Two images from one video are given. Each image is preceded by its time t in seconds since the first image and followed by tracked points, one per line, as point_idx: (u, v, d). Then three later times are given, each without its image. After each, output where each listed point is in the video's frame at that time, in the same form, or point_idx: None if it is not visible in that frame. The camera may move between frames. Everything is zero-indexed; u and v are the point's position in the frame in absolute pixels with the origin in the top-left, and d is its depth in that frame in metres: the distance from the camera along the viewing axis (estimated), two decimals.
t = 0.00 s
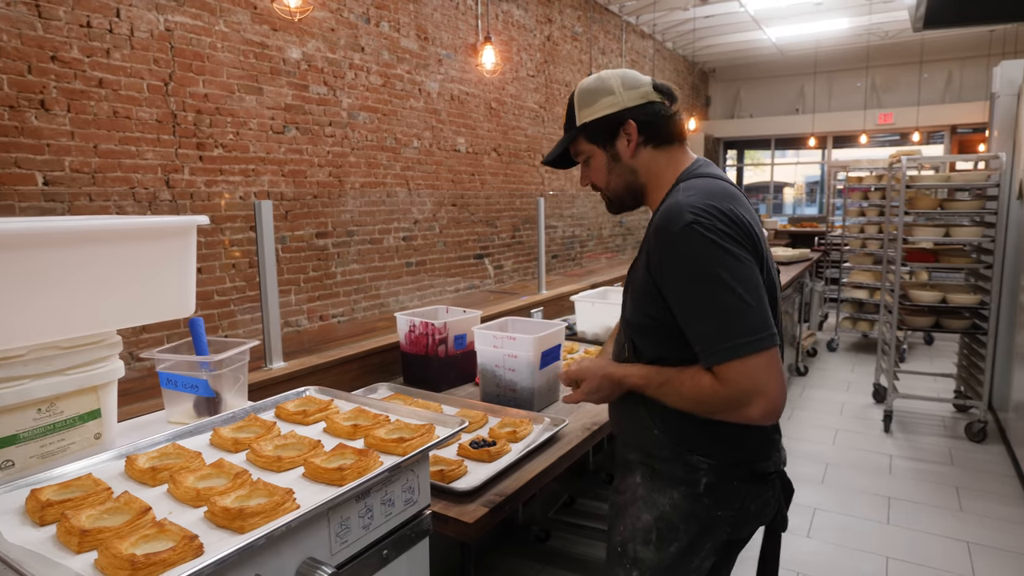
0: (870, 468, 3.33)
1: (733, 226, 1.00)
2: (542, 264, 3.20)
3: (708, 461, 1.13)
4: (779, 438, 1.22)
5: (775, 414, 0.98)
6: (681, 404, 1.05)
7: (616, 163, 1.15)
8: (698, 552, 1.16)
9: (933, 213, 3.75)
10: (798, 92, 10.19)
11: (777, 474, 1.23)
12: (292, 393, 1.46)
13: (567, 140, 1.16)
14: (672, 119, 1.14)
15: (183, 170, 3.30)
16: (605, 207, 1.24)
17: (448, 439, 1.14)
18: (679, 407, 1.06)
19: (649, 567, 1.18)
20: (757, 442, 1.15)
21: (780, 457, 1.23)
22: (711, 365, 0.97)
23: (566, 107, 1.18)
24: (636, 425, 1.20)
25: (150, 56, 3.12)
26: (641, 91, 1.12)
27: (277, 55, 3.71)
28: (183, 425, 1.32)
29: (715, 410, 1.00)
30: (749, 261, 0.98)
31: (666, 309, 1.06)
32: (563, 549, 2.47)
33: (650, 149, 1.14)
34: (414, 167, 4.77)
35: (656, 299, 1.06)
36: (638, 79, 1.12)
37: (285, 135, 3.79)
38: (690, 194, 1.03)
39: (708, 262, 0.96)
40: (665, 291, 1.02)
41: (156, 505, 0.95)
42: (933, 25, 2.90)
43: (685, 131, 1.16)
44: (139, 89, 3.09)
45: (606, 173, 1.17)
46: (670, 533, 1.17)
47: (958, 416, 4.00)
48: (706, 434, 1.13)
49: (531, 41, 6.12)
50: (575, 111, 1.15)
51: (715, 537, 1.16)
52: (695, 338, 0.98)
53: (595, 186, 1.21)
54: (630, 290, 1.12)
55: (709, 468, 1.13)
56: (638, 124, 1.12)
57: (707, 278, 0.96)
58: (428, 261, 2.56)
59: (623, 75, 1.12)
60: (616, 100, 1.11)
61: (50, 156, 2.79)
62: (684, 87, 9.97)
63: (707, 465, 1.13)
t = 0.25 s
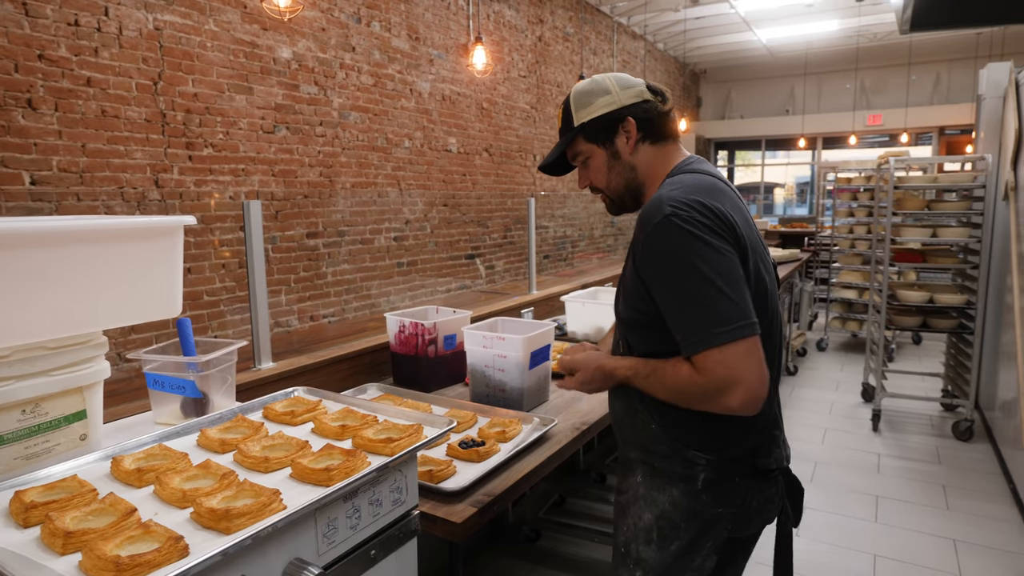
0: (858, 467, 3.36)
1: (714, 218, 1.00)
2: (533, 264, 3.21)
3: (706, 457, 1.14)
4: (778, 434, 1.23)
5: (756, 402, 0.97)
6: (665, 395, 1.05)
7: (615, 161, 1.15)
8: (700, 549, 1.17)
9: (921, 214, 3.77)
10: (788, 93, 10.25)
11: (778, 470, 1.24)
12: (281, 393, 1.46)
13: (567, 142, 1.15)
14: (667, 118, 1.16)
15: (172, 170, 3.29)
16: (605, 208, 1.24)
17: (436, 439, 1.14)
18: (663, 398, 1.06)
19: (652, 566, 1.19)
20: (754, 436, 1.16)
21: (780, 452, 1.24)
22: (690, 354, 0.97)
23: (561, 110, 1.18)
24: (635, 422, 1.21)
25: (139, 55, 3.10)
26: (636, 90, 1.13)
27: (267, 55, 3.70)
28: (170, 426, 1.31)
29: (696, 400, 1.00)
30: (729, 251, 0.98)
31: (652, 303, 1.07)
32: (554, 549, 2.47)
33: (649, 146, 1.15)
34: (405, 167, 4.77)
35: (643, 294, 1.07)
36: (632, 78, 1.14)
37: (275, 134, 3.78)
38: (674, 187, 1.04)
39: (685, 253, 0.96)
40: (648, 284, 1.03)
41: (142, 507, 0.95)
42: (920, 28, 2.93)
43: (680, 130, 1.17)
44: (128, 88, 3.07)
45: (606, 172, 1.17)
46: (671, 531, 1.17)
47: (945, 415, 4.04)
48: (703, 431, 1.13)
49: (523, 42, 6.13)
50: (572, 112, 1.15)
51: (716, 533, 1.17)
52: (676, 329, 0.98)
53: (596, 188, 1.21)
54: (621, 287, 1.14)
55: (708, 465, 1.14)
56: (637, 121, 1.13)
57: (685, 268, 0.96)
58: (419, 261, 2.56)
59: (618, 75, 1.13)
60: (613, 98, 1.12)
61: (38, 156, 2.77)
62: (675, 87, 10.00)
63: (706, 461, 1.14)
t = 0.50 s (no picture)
0: (846, 465, 3.39)
1: (697, 230, 1.00)
2: (523, 264, 3.21)
3: (700, 468, 1.14)
4: (770, 439, 1.24)
5: (731, 425, 0.99)
6: (643, 413, 1.06)
7: (586, 168, 1.15)
8: (702, 560, 1.17)
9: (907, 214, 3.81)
10: (777, 94, 10.31)
11: (774, 475, 1.24)
12: (270, 394, 1.46)
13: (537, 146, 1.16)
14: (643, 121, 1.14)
15: (161, 169, 3.27)
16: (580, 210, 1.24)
17: (425, 439, 1.14)
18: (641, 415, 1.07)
19: None
20: (746, 446, 1.16)
21: (775, 457, 1.24)
22: (669, 375, 0.98)
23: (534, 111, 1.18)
24: (626, 437, 1.21)
25: (127, 54, 3.08)
26: (608, 92, 1.11)
27: (257, 55, 3.68)
28: (158, 427, 1.31)
29: (673, 421, 1.02)
30: (711, 266, 0.98)
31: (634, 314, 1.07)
32: (544, 548, 2.48)
33: (621, 152, 1.14)
34: (396, 167, 4.76)
35: (625, 304, 1.08)
36: (604, 79, 1.12)
37: (265, 134, 3.77)
38: (657, 196, 1.03)
39: (666, 269, 0.96)
40: (629, 297, 1.03)
41: (130, 507, 0.95)
42: (907, 30, 2.96)
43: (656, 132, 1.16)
44: (116, 88, 3.05)
45: (577, 178, 1.17)
46: (671, 545, 1.17)
47: (932, 414, 4.08)
48: (696, 443, 1.13)
49: (513, 42, 6.13)
50: (543, 116, 1.15)
51: (717, 543, 1.18)
52: (657, 346, 0.99)
53: (569, 190, 1.22)
54: (603, 295, 1.14)
55: (702, 476, 1.14)
56: (607, 127, 1.12)
57: (666, 285, 0.96)
58: (409, 261, 2.56)
59: (590, 77, 1.11)
60: (582, 104, 1.11)
61: (24, 155, 2.75)
62: (665, 89, 10.04)
63: (700, 473, 1.14)
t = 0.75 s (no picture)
0: (835, 463, 3.41)
1: (709, 246, 0.96)
2: (515, 265, 3.22)
3: (682, 481, 1.10)
4: (755, 450, 1.20)
5: (740, 449, 0.96)
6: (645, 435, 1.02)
7: (590, 157, 1.09)
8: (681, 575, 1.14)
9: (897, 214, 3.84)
10: (768, 95, 10.37)
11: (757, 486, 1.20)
12: (263, 394, 1.46)
13: (539, 126, 1.09)
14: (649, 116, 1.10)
15: (151, 169, 3.25)
16: (571, 203, 1.17)
17: (417, 439, 1.15)
18: (644, 438, 1.02)
19: None
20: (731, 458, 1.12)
21: (759, 469, 1.20)
22: (678, 398, 0.94)
23: (535, 90, 1.10)
24: (608, 446, 1.17)
25: (116, 53, 3.06)
26: (618, 80, 1.06)
27: (248, 54, 3.67)
28: (150, 428, 1.30)
29: (677, 445, 0.98)
30: (725, 285, 0.94)
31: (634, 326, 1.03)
32: (535, 548, 2.48)
33: (627, 145, 1.09)
34: (387, 167, 4.76)
35: (625, 314, 1.03)
36: (615, 66, 1.07)
37: (256, 134, 3.75)
38: (668, 205, 0.99)
39: (680, 286, 0.92)
40: (634, 309, 0.98)
41: (122, 508, 0.95)
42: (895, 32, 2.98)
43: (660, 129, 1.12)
44: (105, 87, 3.03)
45: (576, 167, 1.10)
46: (650, 558, 1.14)
47: (920, 412, 4.11)
48: (677, 455, 1.10)
49: (505, 43, 6.14)
50: (547, 95, 1.07)
51: (697, 558, 1.14)
52: (664, 365, 0.95)
53: (561, 180, 1.14)
54: (598, 301, 1.09)
55: (684, 489, 1.11)
56: (618, 115, 1.06)
57: (678, 303, 0.92)
58: (401, 261, 2.56)
59: (601, 61, 1.06)
60: (593, 86, 1.05)
61: (12, 155, 2.73)
62: (656, 89, 10.07)
63: (682, 486, 1.10)
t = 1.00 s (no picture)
0: (831, 464, 3.42)
1: (754, 246, 0.90)
2: (512, 265, 3.22)
3: (692, 498, 1.02)
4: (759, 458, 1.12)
5: (797, 460, 0.88)
6: (689, 452, 0.91)
7: (610, 145, 1.00)
8: None
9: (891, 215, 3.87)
10: (763, 96, 10.40)
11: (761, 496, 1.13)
12: (261, 395, 1.46)
13: (558, 105, 1.00)
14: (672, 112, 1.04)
15: (147, 170, 3.24)
16: (576, 197, 1.07)
17: (417, 440, 1.15)
18: (684, 457, 0.92)
19: None
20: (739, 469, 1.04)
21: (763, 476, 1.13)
22: (730, 407, 0.86)
23: (555, 67, 1.01)
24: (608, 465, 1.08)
25: (112, 54, 3.05)
26: (644, 70, 1.01)
27: (244, 54, 3.66)
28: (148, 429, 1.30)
29: (728, 461, 0.88)
30: (771, 288, 0.88)
31: (662, 331, 0.95)
32: (533, 548, 2.49)
33: (648, 139, 1.02)
34: (384, 167, 4.76)
35: (654, 320, 0.95)
36: (642, 56, 1.01)
37: (252, 134, 3.75)
38: (705, 202, 0.93)
39: (731, 286, 0.84)
40: (670, 313, 0.90)
41: (121, 510, 0.95)
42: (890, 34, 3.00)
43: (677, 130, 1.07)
44: (101, 87, 3.02)
45: (593, 154, 1.01)
46: None
47: (915, 413, 4.13)
48: (686, 471, 1.02)
49: (501, 43, 6.14)
50: (570, 73, 0.99)
51: None
52: (710, 372, 0.87)
53: (569, 169, 1.04)
54: (616, 306, 1.00)
55: (694, 505, 1.02)
56: (645, 105, 0.99)
57: (729, 303, 0.84)
58: (398, 262, 2.57)
59: (628, 47, 1.00)
60: (621, 70, 0.98)
61: (8, 155, 2.72)
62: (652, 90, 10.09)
63: (691, 503, 1.02)
